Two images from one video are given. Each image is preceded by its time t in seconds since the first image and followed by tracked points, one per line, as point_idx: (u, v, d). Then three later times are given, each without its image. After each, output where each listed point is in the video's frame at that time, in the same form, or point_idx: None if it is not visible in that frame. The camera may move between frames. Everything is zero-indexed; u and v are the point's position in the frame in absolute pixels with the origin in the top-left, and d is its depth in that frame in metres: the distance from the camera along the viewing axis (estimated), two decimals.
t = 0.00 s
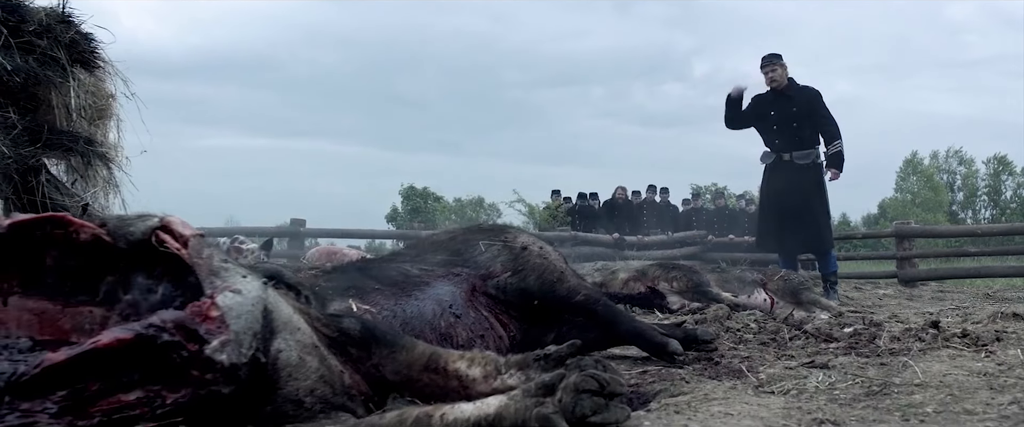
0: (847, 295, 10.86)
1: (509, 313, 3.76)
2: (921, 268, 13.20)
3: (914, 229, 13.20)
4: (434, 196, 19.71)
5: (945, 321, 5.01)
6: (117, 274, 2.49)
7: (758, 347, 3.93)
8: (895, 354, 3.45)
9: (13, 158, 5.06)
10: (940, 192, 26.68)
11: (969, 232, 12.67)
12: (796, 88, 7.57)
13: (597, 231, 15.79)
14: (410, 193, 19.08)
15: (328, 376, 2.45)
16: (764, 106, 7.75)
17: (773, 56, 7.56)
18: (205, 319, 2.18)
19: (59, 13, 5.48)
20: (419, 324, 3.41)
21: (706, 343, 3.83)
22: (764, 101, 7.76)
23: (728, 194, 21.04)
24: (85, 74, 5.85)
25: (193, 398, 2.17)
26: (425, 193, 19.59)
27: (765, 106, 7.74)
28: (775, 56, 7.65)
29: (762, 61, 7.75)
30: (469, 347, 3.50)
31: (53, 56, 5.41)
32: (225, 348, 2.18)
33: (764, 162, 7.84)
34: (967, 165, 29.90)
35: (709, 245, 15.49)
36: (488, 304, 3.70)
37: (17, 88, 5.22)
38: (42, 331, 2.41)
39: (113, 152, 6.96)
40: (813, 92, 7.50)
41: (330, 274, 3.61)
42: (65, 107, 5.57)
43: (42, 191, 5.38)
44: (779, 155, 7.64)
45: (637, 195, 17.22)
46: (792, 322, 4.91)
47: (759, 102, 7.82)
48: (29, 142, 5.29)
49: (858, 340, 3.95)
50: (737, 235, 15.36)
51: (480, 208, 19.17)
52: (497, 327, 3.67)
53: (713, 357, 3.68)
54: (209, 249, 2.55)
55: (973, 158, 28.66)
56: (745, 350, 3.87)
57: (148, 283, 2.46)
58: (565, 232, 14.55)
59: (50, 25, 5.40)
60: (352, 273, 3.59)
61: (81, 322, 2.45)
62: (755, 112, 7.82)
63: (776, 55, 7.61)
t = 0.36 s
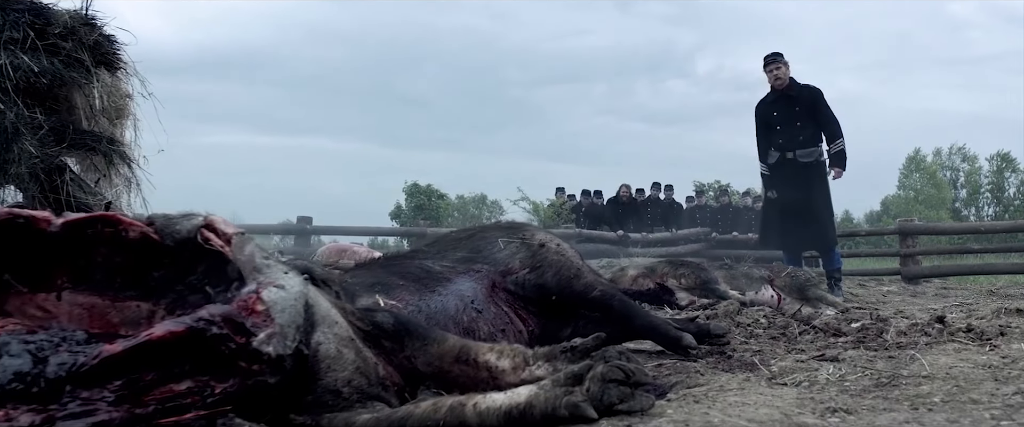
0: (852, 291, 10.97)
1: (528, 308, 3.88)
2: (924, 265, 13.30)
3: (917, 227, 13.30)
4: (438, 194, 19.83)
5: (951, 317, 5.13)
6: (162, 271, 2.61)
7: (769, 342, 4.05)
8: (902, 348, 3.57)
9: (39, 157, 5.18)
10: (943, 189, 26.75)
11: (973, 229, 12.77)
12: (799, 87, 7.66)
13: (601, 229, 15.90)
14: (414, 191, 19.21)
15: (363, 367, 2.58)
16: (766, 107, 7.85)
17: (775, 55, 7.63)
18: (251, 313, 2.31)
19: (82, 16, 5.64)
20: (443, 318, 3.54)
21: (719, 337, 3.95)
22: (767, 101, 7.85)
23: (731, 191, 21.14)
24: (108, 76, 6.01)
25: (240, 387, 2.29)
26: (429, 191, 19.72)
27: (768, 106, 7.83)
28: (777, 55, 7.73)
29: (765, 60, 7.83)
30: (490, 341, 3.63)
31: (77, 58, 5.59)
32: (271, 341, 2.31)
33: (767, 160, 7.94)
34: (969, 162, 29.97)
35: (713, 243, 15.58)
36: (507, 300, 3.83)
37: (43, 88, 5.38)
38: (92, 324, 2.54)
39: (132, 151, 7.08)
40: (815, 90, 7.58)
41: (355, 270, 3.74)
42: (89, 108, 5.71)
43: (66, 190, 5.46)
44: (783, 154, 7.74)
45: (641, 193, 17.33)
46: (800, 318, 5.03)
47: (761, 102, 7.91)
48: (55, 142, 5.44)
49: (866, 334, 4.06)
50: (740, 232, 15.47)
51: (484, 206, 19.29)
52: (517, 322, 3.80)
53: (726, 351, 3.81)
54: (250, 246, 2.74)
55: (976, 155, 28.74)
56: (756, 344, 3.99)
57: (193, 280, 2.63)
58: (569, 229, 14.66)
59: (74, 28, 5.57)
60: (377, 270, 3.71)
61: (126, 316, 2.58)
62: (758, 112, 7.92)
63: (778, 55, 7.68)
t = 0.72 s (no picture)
0: (857, 288, 11.05)
1: (545, 303, 4.00)
2: (929, 262, 13.38)
3: (922, 223, 13.38)
4: (442, 190, 19.92)
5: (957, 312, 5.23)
6: (202, 267, 2.73)
7: (780, 336, 4.16)
8: (910, 342, 3.67)
9: (64, 156, 5.30)
10: (947, 186, 26.80)
11: (977, 226, 12.85)
12: (804, 84, 7.73)
13: (607, 226, 16.01)
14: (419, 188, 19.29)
15: (396, 359, 2.69)
16: (772, 104, 7.93)
17: (780, 53, 7.70)
18: (291, 307, 2.42)
19: (105, 17, 5.78)
20: (465, 312, 3.68)
21: (731, 331, 4.07)
22: (773, 99, 7.93)
23: (735, 188, 21.22)
24: (131, 77, 6.15)
25: (282, 378, 2.40)
26: (434, 188, 19.82)
27: (773, 104, 7.91)
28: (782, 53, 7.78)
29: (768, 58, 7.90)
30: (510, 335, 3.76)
31: (100, 59, 5.76)
32: (312, 333, 2.42)
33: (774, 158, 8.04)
34: (974, 158, 30.00)
35: (718, 240, 15.65)
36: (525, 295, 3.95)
37: (68, 87, 5.55)
38: (135, 318, 2.65)
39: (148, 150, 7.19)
40: (819, 87, 7.65)
41: (379, 266, 3.86)
42: (112, 108, 5.86)
43: (89, 188, 5.56)
44: (789, 151, 7.84)
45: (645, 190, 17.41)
46: (809, 313, 5.14)
47: (767, 100, 7.99)
48: (79, 141, 5.59)
49: (875, 329, 4.17)
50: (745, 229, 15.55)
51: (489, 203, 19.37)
52: (535, 316, 3.92)
53: (738, 345, 3.92)
54: (287, 242, 2.85)
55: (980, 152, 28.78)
56: (767, 338, 4.10)
57: (232, 276, 2.74)
58: (575, 226, 14.73)
59: (97, 29, 5.73)
60: (399, 265, 3.84)
61: (168, 311, 2.68)
62: (764, 110, 8.00)
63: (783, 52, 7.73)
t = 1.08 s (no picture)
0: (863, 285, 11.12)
1: (562, 299, 4.12)
2: (934, 259, 13.45)
3: (927, 221, 13.45)
4: (448, 188, 20.04)
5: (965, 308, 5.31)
6: (238, 264, 2.85)
7: (791, 331, 4.26)
8: (919, 336, 3.77)
9: (88, 155, 5.44)
10: (953, 183, 26.84)
11: (983, 223, 12.92)
12: (812, 83, 7.81)
13: (613, 224, 16.10)
14: (424, 185, 19.44)
15: (424, 353, 2.80)
16: (781, 102, 8.03)
17: (787, 51, 7.79)
18: (327, 302, 2.53)
19: (127, 18, 5.93)
20: (485, 308, 3.80)
21: (743, 326, 4.17)
22: (781, 97, 8.02)
23: (741, 186, 21.29)
24: (151, 77, 6.28)
25: (317, 369, 2.50)
26: (440, 185, 19.94)
27: (782, 102, 8.02)
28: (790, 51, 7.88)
29: (777, 57, 8.01)
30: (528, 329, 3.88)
31: (123, 60, 5.88)
32: (347, 327, 2.52)
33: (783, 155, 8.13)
34: (979, 156, 30.02)
35: (723, 237, 15.74)
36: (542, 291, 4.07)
37: (91, 88, 5.67)
38: (173, 312, 2.75)
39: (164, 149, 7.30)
40: (827, 84, 7.73)
41: (401, 262, 3.98)
42: (134, 108, 6.00)
43: (111, 186, 5.66)
44: (796, 149, 7.93)
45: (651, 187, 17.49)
46: (819, 309, 5.24)
47: (776, 98, 8.09)
48: (102, 140, 5.71)
49: (885, 324, 4.26)
50: (751, 227, 15.63)
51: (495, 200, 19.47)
52: (553, 311, 4.04)
53: (751, 339, 4.02)
54: (320, 240, 2.97)
55: (986, 149, 28.81)
56: (779, 333, 4.20)
57: (267, 272, 2.86)
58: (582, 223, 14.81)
59: (119, 31, 5.88)
60: (420, 262, 3.95)
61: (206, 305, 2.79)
62: (773, 108, 8.10)
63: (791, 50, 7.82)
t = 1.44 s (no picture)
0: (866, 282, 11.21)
1: (573, 295, 4.23)
2: (937, 256, 13.52)
3: (930, 218, 13.52)
4: (451, 185, 20.14)
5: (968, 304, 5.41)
6: (265, 260, 2.94)
7: (798, 327, 4.36)
8: (923, 332, 3.86)
9: (105, 154, 5.56)
10: (955, 181, 26.92)
11: (985, 220, 12.99)
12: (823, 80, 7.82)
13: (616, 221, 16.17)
14: (427, 183, 19.52)
15: (445, 347, 2.89)
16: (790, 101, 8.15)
17: (797, 51, 7.85)
18: (354, 297, 2.62)
19: (142, 20, 6.05)
20: (500, 304, 3.91)
21: (752, 322, 4.27)
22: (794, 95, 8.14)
23: (743, 184, 21.36)
24: (167, 77, 6.38)
25: (346, 362, 2.60)
26: (443, 183, 20.04)
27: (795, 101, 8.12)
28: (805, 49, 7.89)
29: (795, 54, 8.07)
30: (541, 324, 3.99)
31: (139, 60, 5.98)
32: (374, 321, 2.62)
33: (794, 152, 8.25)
34: (981, 153, 30.07)
35: (726, 235, 15.83)
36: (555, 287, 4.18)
37: (109, 88, 5.77)
38: (202, 307, 2.86)
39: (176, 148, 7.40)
40: (837, 82, 7.69)
41: (418, 258, 4.09)
42: (150, 108, 6.11)
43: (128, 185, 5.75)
44: (802, 147, 8.05)
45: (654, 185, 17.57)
46: (824, 305, 5.33)
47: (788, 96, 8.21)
48: (120, 140, 5.81)
49: (890, 320, 4.36)
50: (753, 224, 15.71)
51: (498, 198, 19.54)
52: (564, 307, 4.16)
53: (759, 334, 4.12)
54: (345, 237, 3.07)
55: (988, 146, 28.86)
56: (786, 329, 4.30)
57: (294, 268, 2.96)
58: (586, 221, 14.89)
59: (135, 31, 5.99)
60: (436, 258, 4.06)
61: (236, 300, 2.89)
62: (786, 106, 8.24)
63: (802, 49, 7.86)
